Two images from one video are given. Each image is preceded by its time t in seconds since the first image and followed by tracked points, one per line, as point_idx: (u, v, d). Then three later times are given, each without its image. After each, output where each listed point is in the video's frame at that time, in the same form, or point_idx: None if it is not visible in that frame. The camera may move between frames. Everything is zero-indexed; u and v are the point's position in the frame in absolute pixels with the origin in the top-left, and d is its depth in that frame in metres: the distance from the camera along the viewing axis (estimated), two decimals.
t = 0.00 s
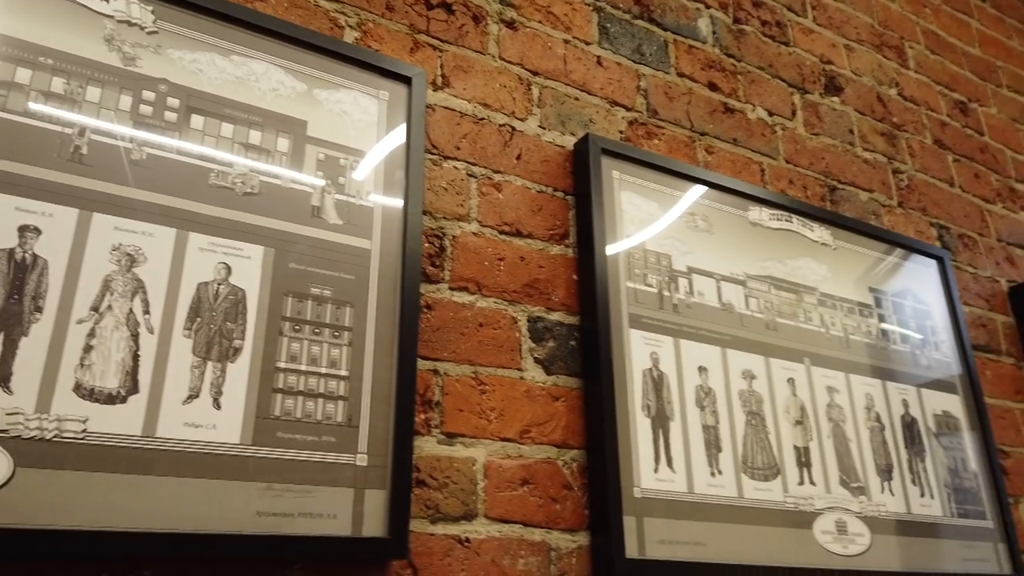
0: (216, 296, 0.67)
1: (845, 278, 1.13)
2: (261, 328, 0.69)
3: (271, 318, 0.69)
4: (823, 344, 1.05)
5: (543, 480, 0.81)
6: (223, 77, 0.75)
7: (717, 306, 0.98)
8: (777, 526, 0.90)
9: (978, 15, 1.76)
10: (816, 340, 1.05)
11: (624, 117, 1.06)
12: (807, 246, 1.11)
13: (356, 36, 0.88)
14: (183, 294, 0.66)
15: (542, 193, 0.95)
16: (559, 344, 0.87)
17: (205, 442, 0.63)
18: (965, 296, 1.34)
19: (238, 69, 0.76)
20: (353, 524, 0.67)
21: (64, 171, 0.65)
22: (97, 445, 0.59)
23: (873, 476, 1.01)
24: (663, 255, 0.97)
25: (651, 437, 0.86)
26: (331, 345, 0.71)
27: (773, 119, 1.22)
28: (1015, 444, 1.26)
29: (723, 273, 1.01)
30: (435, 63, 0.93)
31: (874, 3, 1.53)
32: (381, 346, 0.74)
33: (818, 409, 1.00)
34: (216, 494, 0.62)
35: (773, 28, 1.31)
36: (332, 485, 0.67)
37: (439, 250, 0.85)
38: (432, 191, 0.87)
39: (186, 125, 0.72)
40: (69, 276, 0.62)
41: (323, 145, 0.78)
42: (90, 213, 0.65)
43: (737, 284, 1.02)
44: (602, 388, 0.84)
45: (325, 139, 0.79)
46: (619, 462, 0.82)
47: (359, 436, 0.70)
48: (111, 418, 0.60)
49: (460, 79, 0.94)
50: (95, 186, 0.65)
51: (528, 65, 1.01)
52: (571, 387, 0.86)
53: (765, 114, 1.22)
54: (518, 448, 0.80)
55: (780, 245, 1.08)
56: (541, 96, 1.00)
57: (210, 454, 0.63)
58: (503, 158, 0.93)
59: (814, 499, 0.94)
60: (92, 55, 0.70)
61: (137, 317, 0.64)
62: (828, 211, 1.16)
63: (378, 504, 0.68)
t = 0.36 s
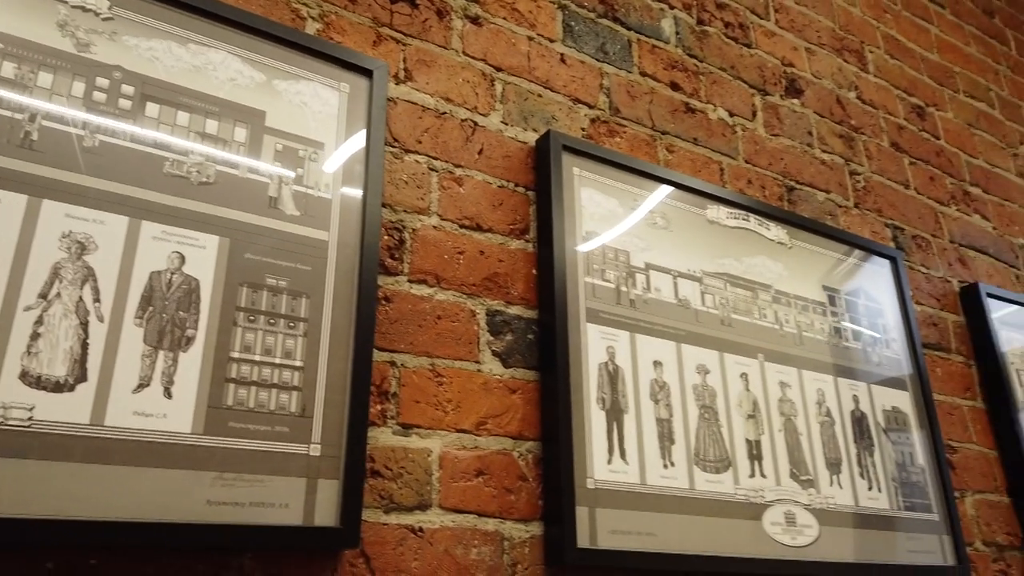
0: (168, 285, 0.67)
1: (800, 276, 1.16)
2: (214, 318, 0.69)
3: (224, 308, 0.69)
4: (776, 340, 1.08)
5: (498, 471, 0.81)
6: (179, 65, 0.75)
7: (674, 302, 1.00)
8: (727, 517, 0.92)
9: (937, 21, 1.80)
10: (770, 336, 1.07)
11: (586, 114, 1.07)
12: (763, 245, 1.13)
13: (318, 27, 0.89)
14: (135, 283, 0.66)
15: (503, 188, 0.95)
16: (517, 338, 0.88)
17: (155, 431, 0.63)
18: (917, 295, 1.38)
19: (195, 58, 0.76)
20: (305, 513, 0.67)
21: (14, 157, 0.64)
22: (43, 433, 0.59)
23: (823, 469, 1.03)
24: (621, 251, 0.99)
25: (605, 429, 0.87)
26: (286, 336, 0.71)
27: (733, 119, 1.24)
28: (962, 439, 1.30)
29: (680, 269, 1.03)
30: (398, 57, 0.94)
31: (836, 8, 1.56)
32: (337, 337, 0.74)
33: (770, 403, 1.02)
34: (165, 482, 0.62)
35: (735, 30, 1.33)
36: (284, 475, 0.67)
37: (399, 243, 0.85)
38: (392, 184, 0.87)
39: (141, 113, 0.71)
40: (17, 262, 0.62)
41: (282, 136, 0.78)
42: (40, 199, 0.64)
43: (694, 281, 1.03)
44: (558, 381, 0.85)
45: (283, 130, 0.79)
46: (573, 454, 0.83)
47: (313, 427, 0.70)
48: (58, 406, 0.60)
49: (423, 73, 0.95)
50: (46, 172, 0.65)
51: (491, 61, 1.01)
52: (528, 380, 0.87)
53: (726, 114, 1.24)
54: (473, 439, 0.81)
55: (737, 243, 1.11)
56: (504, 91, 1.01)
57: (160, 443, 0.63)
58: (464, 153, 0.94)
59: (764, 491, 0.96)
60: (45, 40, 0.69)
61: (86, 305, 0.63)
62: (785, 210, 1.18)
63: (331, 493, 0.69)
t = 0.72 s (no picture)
0: (121, 274, 0.67)
1: (762, 273, 1.17)
2: (168, 307, 0.68)
3: (180, 298, 0.69)
4: (738, 336, 1.09)
5: (458, 464, 0.82)
6: (137, 51, 0.74)
7: (637, 297, 1.01)
8: (685, 510, 0.93)
9: (904, 24, 1.83)
10: (731, 332, 1.09)
11: (553, 109, 1.08)
12: (727, 242, 1.15)
13: (281, 16, 0.88)
14: (87, 271, 0.65)
15: (468, 181, 0.95)
16: (480, 331, 0.89)
17: (105, 421, 0.62)
18: (878, 294, 1.40)
19: (153, 44, 0.75)
20: (259, 505, 0.67)
21: None
22: None
23: (781, 464, 1.05)
24: (585, 246, 0.99)
25: (566, 422, 0.88)
26: (242, 326, 0.71)
27: (700, 117, 1.25)
28: (919, 436, 1.32)
29: (644, 265, 1.04)
30: (363, 47, 0.93)
31: (805, 9, 1.58)
32: (295, 328, 0.73)
33: (730, 398, 1.03)
34: (115, 472, 0.61)
35: (704, 28, 1.34)
36: (238, 466, 0.67)
37: (361, 234, 0.85)
38: (356, 175, 0.87)
39: (96, 98, 0.70)
40: None
41: (242, 125, 0.78)
42: None
43: (657, 277, 1.04)
44: (519, 375, 0.85)
45: (244, 118, 0.78)
46: (532, 447, 0.84)
47: (269, 418, 0.70)
48: (4, 394, 0.59)
49: (388, 65, 0.94)
50: None
51: (458, 53, 1.01)
52: (490, 372, 0.88)
53: (693, 111, 1.25)
54: (434, 432, 0.81)
55: (702, 240, 1.12)
56: (471, 85, 1.01)
57: (111, 433, 0.62)
58: (429, 145, 0.94)
59: (723, 485, 0.98)
60: None
61: (36, 293, 0.63)
62: (749, 208, 1.19)
63: (286, 484, 0.69)
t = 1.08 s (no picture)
0: (79, 259, 0.66)
1: (729, 268, 1.19)
2: (127, 293, 0.67)
3: (139, 284, 0.68)
4: (703, 330, 1.10)
5: (422, 454, 0.82)
6: (98, 34, 0.74)
7: (604, 289, 1.01)
8: (649, 501, 0.94)
9: (874, 25, 1.85)
10: (697, 326, 1.10)
11: (524, 102, 1.08)
12: (695, 237, 1.16)
13: (248, 2, 0.87)
14: (43, 255, 0.64)
15: (437, 172, 0.95)
16: (446, 322, 0.89)
17: (60, 406, 0.62)
18: (843, 290, 1.42)
19: (115, 27, 0.75)
20: (218, 493, 0.66)
21: None
22: None
23: (744, 456, 1.06)
24: (554, 238, 1.00)
25: (531, 414, 0.88)
26: (203, 314, 0.70)
27: (671, 112, 1.26)
28: (881, 430, 1.35)
29: (611, 258, 1.04)
30: (332, 35, 0.93)
31: (777, 7, 1.60)
32: (257, 316, 0.73)
33: (695, 391, 1.04)
34: (70, 459, 0.61)
35: (676, 24, 1.35)
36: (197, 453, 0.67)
37: (327, 223, 0.84)
38: (322, 164, 0.86)
39: (55, 81, 0.70)
40: None
41: (205, 110, 0.77)
42: None
43: (625, 270, 1.05)
44: (484, 365, 0.85)
45: (208, 104, 0.77)
46: (497, 437, 0.84)
47: (229, 406, 0.69)
48: None
49: (357, 53, 0.94)
50: None
51: (428, 43, 1.01)
52: (456, 363, 0.88)
53: (664, 107, 1.25)
54: (398, 422, 0.81)
55: (670, 234, 1.13)
56: (441, 75, 1.01)
57: (66, 419, 0.62)
58: (398, 135, 0.94)
59: (686, 476, 0.99)
60: None
61: None
62: (718, 204, 1.21)
63: (247, 473, 0.68)
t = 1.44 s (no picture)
0: (40, 245, 0.65)
1: (701, 263, 1.20)
2: (90, 280, 0.67)
3: (102, 271, 0.67)
4: (674, 323, 1.11)
5: (390, 444, 0.82)
6: (63, 17, 0.73)
7: (575, 282, 1.02)
8: (617, 492, 0.94)
9: (849, 24, 1.87)
10: (668, 319, 1.11)
11: (498, 94, 1.08)
12: (667, 231, 1.17)
13: None
14: (3, 240, 0.63)
15: (409, 163, 0.95)
16: (417, 313, 0.89)
17: (20, 393, 0.61)
18: (814, 285, 1.44)
19: (80, 11, 0.74)
20: (181, 481, 0.66)
21: None
22: None
23: (711, 448, 1.07)
24: (525, 231, 1.00)
25: (500, 405, 0.88)
26: (168, 301, 0.70)
27: (645, 107, 1.27)
28: (849, 424, 1.37)
29: (583, 251, 1.05)
30: (303, 23, 0.92)
31: (753, 4, 1.61)
32: (223, 305, 0.73)
33: (664, 384, 1.05)
34: (29, 446, 0.60)
35: (652, 20, 1.35)
36: (160, 441, 0.66)
37: (297, 213, 0.84)
38: (292, 153, 0.86)
39: (18, 64, 0.69)
40: None
41: (172, 97, 0.76)
42: None
43: (596, 263, 1.06)
44: (453, 356, 0.86)
45: (175, 90, 0.77)
46: (466, 427, 0.84)
47: (193, 394, 0.69)
48: None
49: (329, 42, 0.94)
50: None
51: (402, 34, 1.01)
52: (425, 354, 0.88)
53: (639, 101, 1.26)
54: (366, 412, 0.81)
55: (642, 228, 1.13)
56: (414, 66, 1.00)
57: (25, 405, 0.61)
58: (370, 125, 0.93)
59: (654, 468, 1.00)
60: None
61: None
62: (690, 198, 1.21)
63: (210, 461, 0.68)
